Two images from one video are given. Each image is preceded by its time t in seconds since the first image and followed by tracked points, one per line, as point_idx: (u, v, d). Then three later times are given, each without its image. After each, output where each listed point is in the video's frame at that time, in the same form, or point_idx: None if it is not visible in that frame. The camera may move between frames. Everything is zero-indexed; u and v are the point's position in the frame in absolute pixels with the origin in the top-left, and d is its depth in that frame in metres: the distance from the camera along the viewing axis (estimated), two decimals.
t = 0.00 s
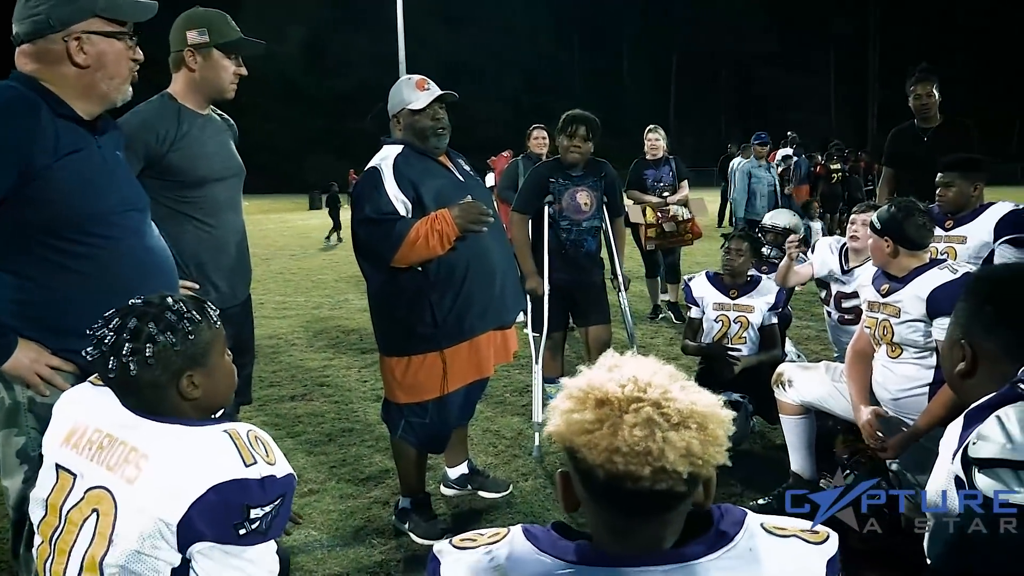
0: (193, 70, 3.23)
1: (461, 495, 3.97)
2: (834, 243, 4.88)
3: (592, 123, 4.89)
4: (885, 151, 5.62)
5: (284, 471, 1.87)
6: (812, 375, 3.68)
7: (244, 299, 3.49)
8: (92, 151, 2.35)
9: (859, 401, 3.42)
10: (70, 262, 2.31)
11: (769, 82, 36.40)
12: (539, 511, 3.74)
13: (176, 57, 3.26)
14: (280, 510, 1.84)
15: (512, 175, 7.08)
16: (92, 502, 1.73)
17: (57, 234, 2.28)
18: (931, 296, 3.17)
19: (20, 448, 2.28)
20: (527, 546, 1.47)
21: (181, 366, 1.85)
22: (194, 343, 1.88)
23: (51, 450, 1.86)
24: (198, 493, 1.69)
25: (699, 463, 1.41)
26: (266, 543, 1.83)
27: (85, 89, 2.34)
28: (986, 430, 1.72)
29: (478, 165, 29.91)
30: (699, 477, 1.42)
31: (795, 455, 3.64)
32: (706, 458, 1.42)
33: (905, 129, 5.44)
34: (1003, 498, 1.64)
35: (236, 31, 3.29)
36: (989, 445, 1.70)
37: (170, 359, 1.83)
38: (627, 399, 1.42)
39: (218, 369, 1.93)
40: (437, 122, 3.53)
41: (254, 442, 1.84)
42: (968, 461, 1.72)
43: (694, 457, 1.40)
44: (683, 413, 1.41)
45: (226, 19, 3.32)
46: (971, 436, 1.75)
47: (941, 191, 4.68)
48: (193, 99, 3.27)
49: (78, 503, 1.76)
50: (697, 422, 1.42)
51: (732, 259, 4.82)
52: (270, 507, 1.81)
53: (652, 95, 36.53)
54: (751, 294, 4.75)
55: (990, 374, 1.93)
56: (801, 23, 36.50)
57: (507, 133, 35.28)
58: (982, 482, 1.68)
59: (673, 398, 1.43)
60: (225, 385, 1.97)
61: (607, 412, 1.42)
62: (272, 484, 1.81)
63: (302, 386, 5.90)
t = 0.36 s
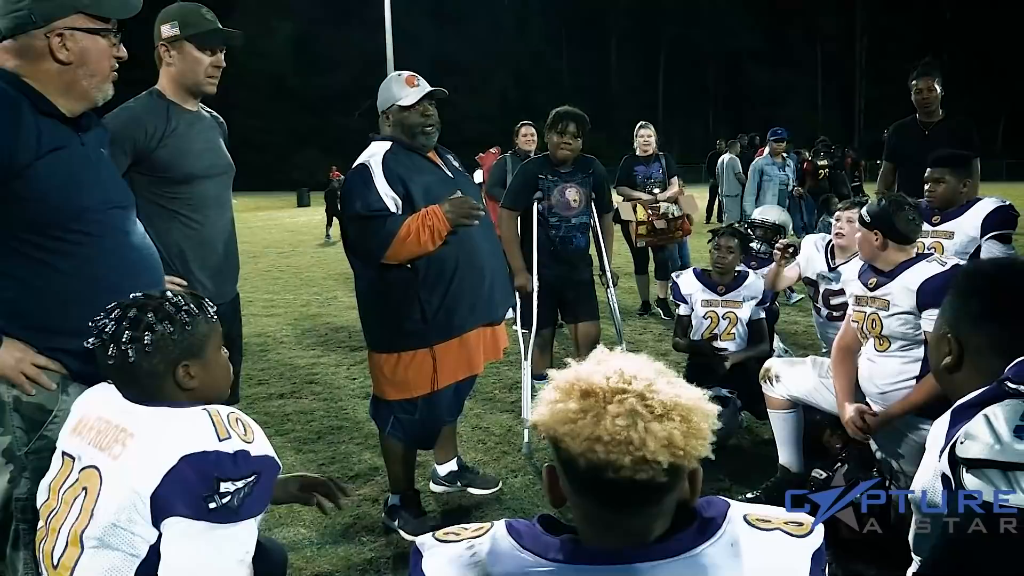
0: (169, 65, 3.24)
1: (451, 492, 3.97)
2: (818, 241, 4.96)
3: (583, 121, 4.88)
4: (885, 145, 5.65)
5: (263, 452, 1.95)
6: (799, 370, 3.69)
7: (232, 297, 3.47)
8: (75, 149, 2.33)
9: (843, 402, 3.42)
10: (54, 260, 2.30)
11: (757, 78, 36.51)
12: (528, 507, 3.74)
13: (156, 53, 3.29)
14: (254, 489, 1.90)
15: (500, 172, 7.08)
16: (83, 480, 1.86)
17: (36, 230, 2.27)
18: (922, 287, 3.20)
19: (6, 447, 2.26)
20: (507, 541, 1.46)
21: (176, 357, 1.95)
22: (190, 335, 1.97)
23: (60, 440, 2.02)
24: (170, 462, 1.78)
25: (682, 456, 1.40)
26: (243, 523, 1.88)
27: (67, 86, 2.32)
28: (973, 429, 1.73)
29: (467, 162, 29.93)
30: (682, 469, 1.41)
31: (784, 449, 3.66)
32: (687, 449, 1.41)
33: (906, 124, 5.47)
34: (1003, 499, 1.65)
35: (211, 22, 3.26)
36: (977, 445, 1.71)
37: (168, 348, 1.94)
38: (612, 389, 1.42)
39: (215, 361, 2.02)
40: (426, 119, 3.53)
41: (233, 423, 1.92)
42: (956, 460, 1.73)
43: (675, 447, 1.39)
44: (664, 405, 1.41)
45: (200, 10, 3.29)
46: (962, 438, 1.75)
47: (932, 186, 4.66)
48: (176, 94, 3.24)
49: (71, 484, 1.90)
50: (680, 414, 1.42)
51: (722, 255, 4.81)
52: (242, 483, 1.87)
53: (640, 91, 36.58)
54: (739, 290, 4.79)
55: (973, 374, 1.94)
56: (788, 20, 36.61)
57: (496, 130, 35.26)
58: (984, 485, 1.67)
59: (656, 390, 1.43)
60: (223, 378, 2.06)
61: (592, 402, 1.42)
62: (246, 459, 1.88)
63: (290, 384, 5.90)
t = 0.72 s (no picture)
0: (153, 61, 3.23)
1: (439, 490, 3.97)
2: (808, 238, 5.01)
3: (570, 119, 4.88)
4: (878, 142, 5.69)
5: (260, 447, 1.97)
6: (785, 368, 3.71)
7: (219, 295, 3.46)
8: (61, 147, 2.33)
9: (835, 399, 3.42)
10: (40, 258, 2.29)
11: (746, 77, 36.62)
12: (516, 505, 3.76)
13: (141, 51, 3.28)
14: (246, 479, 1.91)
15: (489, 170, 7.08)
16: (85, 465, 1.89)
17: (30, 230, 2.26)
18: (912, 284, 3.23)
19: None
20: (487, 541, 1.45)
21: (182, 364, 2.01)
22: (197, 343, 2.03)
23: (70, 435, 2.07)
24: (167, 444, 1.83)
25: (647, 453, 1.40)
26: (233, 511, 1.88)
27: (52, 83, 2.31)
28: (948, 422, 1.65)
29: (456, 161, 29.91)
30: (648, 466, 1.42)
31: (770, 445, 3.71)
32: (651, 445, 1.41)
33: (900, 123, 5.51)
34: (1003, 496, 1.53)
35: (192, 16, 3.24)
36: (952, 437, 1.63)
37: (178, 355, 2.00)
38: (578, 388, 1.43)
39: (219, 369, 2.08)
40: (415, 116, 3.52)
41: (231, 414, 1.97)
42: (932, 454, 1.65)
43: (637, 443, 1.40)
44: (628, 402, 1.42)
45: (181, 5, 3.27)
46: (939, 432, 1.66)
47: (919, 185, 4.74)
48: (162, 91, 3.24)
49: (73, 470, 1.93)
50: (643, 412, 1.42)
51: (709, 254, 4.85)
52: (234, 471, 1.89)
53: (629, 89, 36.63)
54: (727, 289, 4.81)
55: (960, 367, 1.96)
56: (776, 18, 36.73)
57: (485, 128, 35.25)
58: (972, 482, 1.58)
59: (620, 388, 1.43)
60: (225, 384, 2.11)
61: (562, 400, 1.43)
62: (239, 447, 1.90)
63: (279, 382, 5.89)
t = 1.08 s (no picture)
0: (135, 59, 3.22)
1: (424, 489, 3.98)
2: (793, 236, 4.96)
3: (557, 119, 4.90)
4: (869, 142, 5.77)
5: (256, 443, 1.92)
6: (766, 367, 3.74)
7: (200, 294, 3.45)
8: (45, 143, 2.32)
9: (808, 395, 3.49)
10: (23, 256, 2.27)
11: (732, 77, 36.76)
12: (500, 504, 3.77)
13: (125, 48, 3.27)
14: (242, 472, 1.87)
15: (475, 169, 7.08)
16: (79, 457, 1.86)
17: (14, 228, 2.25)
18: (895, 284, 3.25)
19: None
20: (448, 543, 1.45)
21: (194, 358, 2.00)
22: (221, 346, 2.04)
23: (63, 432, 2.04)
24: (165, 435, 1.81)
25: (621, 442, 1.42)
26: (231, 503, 1.85)
27: (28, 77, 2.30)
28: (920, 419, 1.70)
29: (442, 160, 29.87)
30: (621, 456, 1.42)
31: (754, 444, 3.73)
32: (623, 433, 1.42)
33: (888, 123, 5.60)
34: (1003, 495, 1.59)
35: (177, 15, 3.22)
36: (925, 434, 1.68)
37: (192, 349, 2.00)
38: (552, 380, 1.45)
39: (226, 387, 2.03)
40: (400, 113, 3.51)
41: (229, 409, 1.94)
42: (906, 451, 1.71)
43: (610, 432, 1.40)
44: (603, 392, 1.44)
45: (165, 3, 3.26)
46: (913, 431, 1.70)
47: (901, 185, 4.73)
48: (145, 89, 3.23)
49: (67, 463, 1.89)
50: (617, 402, 1.44)
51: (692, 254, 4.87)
52: (230, 463, 1.85)
53: (616, 89, 36.70)
54: (711, 288, 4.84)
55: (926, 367, 1.99)
56: (762, 19, 36.89)
57: (471, 126, 35.22)
58: (949, 479, 1.64)
59: (594, 379, 1.45)
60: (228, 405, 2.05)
61: (540, 393, 1.44)
62: (235, 439, 1.87)
63: (264, 381, 5.87)
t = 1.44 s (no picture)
0: (87, 51, 3.16)
1: (377, 487, 3.97)
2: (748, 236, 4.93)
3: (515, 117, 4.87)
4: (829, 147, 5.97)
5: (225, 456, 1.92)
6: (718, 366, 3.79)
7: (149, 291, 3.40)
8: None
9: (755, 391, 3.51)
10: None
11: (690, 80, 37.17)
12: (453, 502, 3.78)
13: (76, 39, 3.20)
14: (208, 480, 1.85)
15: (433, 167, 7.08)
16: (37, 454, 1.84)
17: None
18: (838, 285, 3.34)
19: None
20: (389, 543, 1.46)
21: (190, 384, 2.16)
22: (218, 386, 2.21)
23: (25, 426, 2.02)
24: (135, 435, 1.80)
25: (553, 441, 1.43)
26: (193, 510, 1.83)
27: None
28: (868, 414, 1.69)
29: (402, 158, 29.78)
30: (552, 453, 1.44)
31: (704, 443, 3.80)
32: (555, 432, 1.43)
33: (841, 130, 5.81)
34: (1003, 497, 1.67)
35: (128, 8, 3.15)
36: (873, 429, 1.67)
37: (197, 373, 2.18)
38: (487, 378, 1.45)
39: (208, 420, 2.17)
40: (355, 111, 3.52)
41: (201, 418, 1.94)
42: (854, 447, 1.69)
43: (542, 430, 1.42)
44: (538, 390, 1.44)
45: None
46: (860, 425, 1.70)
47: (851, 189, 4.87)
48: (94, 82, 3.17)
49: (22, 459, 1.86)
50: (550, 400, 1.44)
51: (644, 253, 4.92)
52: (197, 470, 1.83)
53: (575, 90, 36.87)
54: (665, 287, 4.90)
55: (866, 367, 2.05)
56: (720, 23, 37.36)
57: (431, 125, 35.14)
58: (898, 474, 1.63)
59: (528, 377, 1.46)
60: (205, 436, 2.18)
61: (474, 392, 1.44)
62: (205, 447, 1.86)
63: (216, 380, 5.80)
